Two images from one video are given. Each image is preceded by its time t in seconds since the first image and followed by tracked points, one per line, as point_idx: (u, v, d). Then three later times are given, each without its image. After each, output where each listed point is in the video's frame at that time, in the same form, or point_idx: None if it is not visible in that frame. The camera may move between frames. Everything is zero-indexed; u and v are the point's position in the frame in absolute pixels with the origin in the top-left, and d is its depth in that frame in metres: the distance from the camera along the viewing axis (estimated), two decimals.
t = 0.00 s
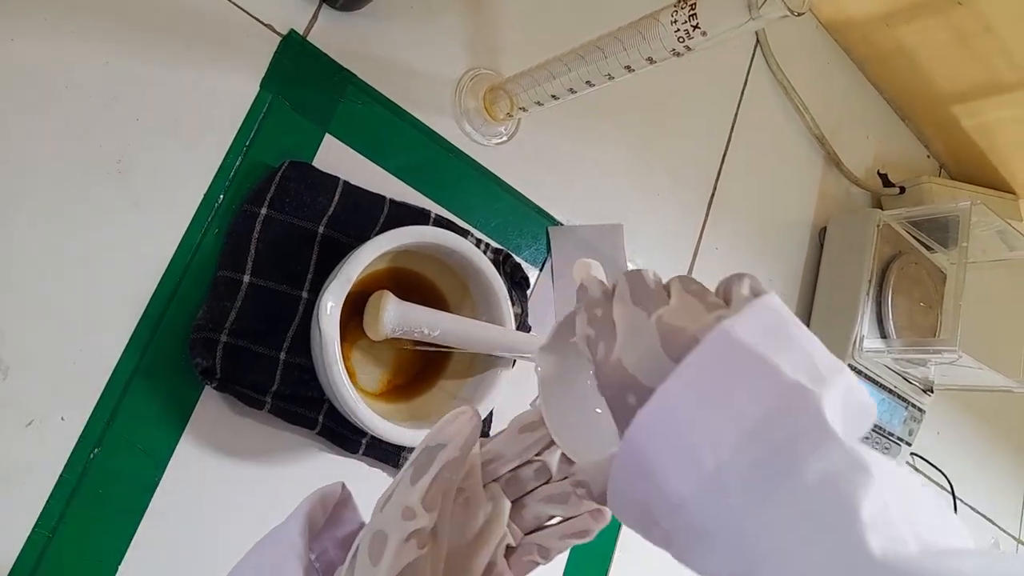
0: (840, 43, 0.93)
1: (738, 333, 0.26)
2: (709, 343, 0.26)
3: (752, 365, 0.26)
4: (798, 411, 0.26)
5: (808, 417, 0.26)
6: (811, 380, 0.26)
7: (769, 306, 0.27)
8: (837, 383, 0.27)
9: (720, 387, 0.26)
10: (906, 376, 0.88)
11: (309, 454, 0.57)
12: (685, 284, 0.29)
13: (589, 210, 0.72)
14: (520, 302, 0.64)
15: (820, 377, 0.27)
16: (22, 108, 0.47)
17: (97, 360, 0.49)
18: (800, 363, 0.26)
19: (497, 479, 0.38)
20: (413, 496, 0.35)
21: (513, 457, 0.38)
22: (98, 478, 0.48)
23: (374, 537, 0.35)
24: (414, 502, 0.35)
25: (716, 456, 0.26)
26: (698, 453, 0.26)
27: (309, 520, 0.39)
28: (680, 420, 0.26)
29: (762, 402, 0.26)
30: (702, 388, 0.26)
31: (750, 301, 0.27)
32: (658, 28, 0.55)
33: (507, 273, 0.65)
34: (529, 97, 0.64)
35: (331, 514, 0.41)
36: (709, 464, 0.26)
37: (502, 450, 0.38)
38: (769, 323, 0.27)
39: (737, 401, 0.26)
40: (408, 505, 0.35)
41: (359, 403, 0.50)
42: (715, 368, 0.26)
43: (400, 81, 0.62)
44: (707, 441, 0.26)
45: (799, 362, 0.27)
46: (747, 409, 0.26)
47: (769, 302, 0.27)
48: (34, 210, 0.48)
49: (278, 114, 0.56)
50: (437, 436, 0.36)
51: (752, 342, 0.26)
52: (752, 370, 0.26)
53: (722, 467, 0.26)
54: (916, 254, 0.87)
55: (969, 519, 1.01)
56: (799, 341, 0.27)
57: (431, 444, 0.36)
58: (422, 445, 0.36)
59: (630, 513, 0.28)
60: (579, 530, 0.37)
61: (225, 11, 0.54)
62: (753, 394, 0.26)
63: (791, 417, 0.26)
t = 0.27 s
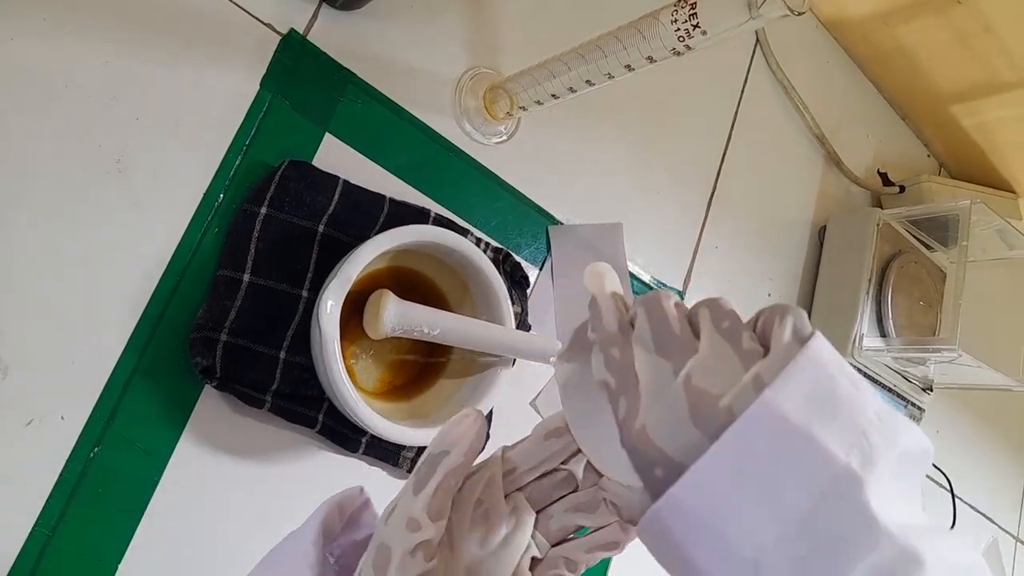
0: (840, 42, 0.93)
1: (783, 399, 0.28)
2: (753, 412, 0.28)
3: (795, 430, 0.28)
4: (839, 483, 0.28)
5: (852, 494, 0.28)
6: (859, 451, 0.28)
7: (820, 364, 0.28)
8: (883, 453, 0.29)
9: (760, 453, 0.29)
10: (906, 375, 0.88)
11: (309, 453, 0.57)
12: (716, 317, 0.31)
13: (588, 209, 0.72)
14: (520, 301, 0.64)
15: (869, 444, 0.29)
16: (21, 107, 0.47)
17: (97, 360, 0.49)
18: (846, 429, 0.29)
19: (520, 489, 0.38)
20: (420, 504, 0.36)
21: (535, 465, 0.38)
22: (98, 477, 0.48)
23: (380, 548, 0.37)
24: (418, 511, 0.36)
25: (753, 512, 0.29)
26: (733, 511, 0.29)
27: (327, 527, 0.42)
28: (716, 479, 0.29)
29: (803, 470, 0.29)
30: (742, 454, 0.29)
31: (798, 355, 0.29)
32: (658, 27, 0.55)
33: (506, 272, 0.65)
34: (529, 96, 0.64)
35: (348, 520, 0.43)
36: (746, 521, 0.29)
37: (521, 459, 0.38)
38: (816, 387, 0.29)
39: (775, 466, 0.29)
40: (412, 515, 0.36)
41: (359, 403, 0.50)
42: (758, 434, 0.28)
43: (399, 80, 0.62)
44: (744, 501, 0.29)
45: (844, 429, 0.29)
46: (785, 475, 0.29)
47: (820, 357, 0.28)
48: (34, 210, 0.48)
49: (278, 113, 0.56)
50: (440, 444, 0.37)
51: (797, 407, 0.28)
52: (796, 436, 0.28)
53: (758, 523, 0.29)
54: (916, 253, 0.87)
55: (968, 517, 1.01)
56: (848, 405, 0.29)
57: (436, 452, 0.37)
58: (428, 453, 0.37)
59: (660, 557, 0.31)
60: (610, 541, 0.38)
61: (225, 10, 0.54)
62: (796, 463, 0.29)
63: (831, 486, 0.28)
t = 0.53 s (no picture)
0: (838, 43, 0.93)
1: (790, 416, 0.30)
2: (765, 431, 0.30)
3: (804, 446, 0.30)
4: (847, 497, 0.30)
5: (859, 507, 0.30)
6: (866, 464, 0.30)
7: (828, 376, 0.30)
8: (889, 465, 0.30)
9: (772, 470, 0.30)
10: (904, 375, 0.89)
11: (308, 454, 0.57)
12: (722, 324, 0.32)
13: (587, 210, 0.72)
14: (519, 302, 0.64)
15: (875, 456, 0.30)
16: (21, 107, 0.47)
17: (96, 360, 0.49)
18: (852, 442, 0.30)
19: (533, 497, 0.38)
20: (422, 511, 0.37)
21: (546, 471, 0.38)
22: (97, 477, 0.48)
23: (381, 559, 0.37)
24: (419, 519, 0.37)
25: (762, 528, 0.31)
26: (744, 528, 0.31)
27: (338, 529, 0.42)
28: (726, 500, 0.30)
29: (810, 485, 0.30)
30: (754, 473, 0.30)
31: (809, 368, 0.30)
32: (658, 28, 0.55)
33: (505, 273, 0.65)
34: (528, 97, 0.64)
35: (359, 524, 0.44)
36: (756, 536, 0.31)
37: (531, 467, 0.39)
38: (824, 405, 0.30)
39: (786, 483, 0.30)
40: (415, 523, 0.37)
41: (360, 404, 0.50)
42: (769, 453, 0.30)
43: (399, 80, 0.62)
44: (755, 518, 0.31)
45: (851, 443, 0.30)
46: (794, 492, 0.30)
47: (829, 369, 0.30)
48: (33, 210, 0.48)
49: (277, 114, 0.56)
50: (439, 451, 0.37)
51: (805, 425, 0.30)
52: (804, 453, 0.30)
53: (767, 538, 0.31)
54: (914, 253, 0.88)
55: (965, 517, 1.01)
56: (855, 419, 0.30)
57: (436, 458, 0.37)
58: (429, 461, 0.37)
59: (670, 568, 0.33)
60: (626, 547, 0.38)
61: (224, 10, 0.54)
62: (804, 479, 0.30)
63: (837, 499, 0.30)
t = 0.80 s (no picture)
0: (839, 41, 0.93)
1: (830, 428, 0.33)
2: (806, 448, 0.33)
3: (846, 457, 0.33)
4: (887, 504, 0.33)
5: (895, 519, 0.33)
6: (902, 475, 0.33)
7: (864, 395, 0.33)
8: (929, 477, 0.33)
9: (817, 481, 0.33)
10: (904, 374, 0.89)
11: (309, 454, 0.57)
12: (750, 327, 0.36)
13: (587, 209, 0.72)
14: (520, 301, 0.64)
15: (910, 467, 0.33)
16: (21, 107, 0.47)
17: (97, 360, 0.49)
18: (891, 454, 0.33)
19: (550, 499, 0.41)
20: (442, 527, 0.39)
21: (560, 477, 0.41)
22: (98, 477, 0.48)
23: None
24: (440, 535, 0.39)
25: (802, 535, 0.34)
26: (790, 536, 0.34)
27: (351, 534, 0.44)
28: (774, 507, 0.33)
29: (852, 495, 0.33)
30: (801, 482, 0.33)
31: (846, 383, 0.33)
32: (658, 28, 0.55)
33: (506, 272, 0.65)
34: (528, 96, 0.64)
35: (373, 525, 0.45)
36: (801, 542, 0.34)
37: (550, 469, 0.41)
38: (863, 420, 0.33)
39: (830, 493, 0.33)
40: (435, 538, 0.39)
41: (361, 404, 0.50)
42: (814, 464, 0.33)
43: (398, 80, 0.62)
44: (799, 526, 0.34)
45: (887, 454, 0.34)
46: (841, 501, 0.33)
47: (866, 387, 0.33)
48: (33, 210, 0.48)
49: (278, 113, 0.56)
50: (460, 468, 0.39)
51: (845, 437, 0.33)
52: (845, 464, 0.33)
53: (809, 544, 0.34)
54: (915, 253, 0.88)
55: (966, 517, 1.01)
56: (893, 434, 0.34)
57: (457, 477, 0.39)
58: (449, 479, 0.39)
59: None
60: (645, 548, 0.40)
61: (224, 9, 0.54)
62: (846, 488, 0.33)
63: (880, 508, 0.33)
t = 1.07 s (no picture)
0: (839, 41, 0.92)
1: (680, 425, 0.33)
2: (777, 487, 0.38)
3: (698, 462, 0.32)
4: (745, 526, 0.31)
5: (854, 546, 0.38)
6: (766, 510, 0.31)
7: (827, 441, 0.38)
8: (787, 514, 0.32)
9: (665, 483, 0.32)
10: (905, 374, 0.89)
11: (309, 453, 0.57)
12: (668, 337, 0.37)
13: (588, 208, 0.72)
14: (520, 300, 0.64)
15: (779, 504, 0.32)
16: (21, 105, 0.47)
17: (97, 360, 0.49)
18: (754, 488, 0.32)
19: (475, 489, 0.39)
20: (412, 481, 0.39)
21: (490, 464, 0.40)
22: (98, 476, 0.48)
23: None
24: (419, 490, 0.37)
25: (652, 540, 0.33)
26: (647, 537, 0.33)
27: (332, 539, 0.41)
28: (626, 494, 0.33)
29: (710, 510, 0.32)
30: (645, 469, 0.33)
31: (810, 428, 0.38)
32: (659, 27, 0.55)
33: (506, 272, 0.65)
34: (529, 95, 0.64)
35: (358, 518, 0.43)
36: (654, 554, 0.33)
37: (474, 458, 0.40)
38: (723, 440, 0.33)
39: (674, 495, 0.32)
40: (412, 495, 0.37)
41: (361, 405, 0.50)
42: (657, 455, 0.33)
43: (398, 78, 0.62)
44: (651, 532, 0.33)
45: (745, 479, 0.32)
46: (684, 509, 0.32)
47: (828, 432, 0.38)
48: (33, 209, 0.48)
49: (278, 112, 0.56)
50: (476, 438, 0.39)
51: (700, 441, 0.32)
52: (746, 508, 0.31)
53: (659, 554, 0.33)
54: (916, 252, 0.87)
55: (965, 515, 1.02)
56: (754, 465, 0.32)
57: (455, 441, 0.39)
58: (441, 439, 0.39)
59: None
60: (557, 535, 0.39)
61: (224, 8, 0.54)
62: (702, 504, 0.32)
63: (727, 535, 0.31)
